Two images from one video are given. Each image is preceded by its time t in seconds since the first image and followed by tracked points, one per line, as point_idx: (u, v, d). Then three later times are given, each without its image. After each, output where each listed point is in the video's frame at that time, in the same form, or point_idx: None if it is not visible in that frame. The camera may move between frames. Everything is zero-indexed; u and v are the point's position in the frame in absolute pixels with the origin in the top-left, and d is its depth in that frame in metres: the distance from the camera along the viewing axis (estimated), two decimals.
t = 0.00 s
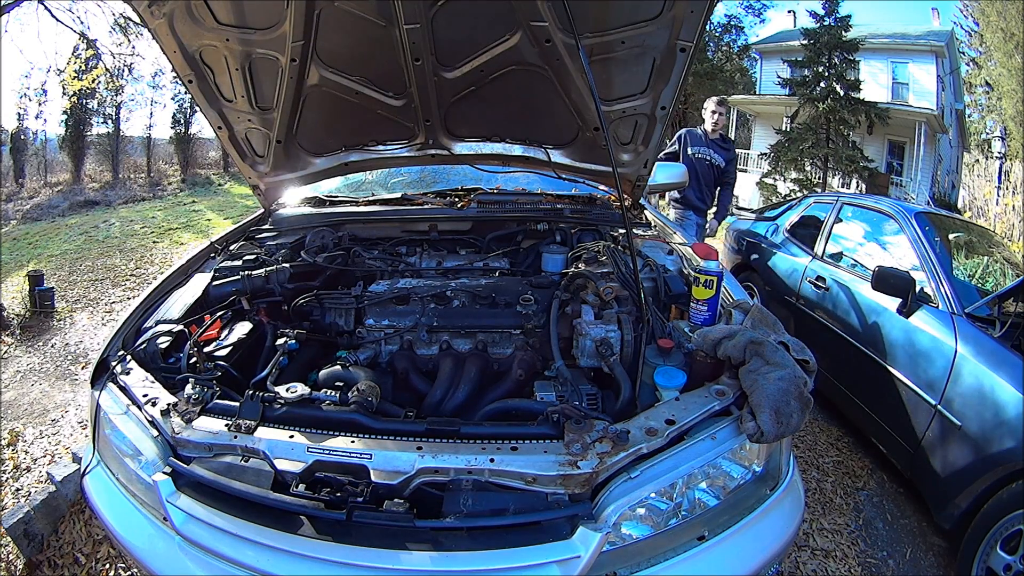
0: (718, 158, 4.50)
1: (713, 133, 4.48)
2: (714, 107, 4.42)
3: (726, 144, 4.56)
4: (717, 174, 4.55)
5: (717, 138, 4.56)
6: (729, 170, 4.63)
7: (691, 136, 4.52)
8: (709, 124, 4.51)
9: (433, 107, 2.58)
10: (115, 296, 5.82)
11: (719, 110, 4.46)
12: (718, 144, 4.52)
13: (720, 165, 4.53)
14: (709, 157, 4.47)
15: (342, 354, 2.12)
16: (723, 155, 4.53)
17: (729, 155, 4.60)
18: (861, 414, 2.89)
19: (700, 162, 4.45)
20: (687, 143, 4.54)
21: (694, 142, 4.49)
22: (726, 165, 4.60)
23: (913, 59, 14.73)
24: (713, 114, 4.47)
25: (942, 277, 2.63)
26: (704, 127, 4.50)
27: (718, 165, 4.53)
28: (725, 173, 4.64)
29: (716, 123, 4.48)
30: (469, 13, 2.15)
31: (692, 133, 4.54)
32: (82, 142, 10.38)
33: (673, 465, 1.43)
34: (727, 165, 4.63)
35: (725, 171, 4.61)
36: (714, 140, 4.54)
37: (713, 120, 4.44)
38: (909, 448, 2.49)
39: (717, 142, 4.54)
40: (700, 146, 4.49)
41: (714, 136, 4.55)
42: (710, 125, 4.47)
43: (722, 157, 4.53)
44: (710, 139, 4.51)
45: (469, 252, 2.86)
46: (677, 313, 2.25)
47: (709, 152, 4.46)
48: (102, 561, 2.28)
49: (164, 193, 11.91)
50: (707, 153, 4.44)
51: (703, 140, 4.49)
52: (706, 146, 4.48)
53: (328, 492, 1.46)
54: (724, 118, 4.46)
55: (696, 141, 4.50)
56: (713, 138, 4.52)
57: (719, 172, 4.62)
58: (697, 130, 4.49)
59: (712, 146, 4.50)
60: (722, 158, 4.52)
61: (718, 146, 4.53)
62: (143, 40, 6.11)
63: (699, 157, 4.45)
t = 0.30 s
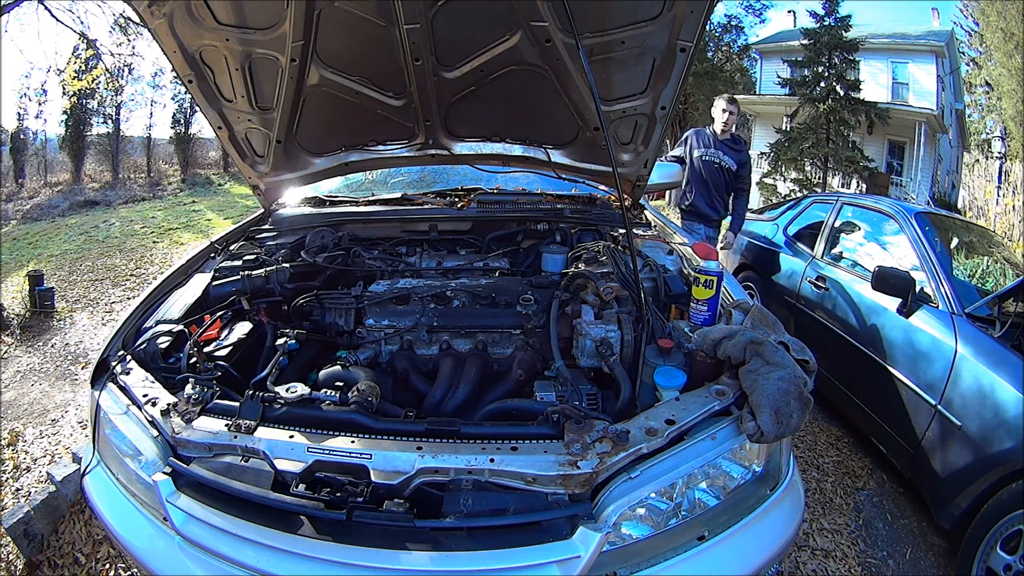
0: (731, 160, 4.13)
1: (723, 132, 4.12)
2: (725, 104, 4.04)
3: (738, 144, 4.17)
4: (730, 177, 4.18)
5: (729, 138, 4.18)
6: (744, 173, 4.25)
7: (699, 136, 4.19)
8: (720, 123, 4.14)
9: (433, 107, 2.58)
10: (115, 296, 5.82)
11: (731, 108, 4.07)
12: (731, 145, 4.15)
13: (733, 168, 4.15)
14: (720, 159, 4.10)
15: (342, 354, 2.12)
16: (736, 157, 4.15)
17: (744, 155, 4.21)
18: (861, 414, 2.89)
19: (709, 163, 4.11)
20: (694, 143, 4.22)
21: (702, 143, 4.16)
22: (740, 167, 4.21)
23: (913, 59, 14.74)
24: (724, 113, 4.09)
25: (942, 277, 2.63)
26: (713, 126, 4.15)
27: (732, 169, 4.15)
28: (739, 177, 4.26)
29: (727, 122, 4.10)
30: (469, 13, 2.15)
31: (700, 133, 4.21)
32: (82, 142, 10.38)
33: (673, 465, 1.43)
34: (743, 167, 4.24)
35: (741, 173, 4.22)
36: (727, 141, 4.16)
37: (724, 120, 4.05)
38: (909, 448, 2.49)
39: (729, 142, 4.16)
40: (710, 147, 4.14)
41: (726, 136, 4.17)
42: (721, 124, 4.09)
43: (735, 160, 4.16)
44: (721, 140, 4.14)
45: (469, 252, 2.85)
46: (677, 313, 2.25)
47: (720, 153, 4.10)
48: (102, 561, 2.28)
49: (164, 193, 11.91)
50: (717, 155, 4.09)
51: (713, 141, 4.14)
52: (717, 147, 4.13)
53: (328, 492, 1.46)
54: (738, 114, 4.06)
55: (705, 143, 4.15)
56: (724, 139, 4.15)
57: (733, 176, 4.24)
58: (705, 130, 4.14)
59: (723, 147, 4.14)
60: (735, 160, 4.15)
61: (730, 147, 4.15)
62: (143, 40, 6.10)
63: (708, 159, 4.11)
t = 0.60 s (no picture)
0: (739, 152, 3.77)
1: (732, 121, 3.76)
2: (733, 89, 3.68)
3: (750, 133, 3.78)
4: (740, 170, 3.82)
5: (739, 127, 3.81)
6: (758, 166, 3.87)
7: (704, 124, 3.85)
8: (729, 110, 3.78)
9: (433, 107, 2.58)
10: (115, 296, 5.82)
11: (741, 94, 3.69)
12: (741, 135, 3.78)
13: (743, 161, 3.78)
14: (726, 151, 3.75)
15: (342, 354, 2.12)
16: (746, 149, 3.79)
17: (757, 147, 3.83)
18: (861, 414, 2.89)
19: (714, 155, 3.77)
20: (699, 133, 3.89)
21: (708, 133, 3.82)
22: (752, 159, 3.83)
23: (913, 59, 14.74)
24: (733, 99, 3.72)
25: (942, 277, 2.63)
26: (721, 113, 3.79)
27: (741, 161, 3.79)
28: (752, 170, 3.88)
29: (736, 109, 3.74)
30: (469, 13, 2.15)
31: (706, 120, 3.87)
32: (82, 142, 10.37)
33: (673, 465, 1.43)
34: (756, 159, 3.86)
35: (754, 166, 3.84)
36: (736, 129, 3.80)
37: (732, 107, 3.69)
38: (909, 448, 2.49)
39: (740, 131, 3.79)
40: (717, 137, 3.79)
41: (736, 125, 3.80)
42: (729, 111, 3.72)
43: (745, 151, 3.79)
44: (730, 128, 3.78)
45: (469, 252, 2.85)
46: (677, 313, 2.25)
47: (727, 145, 3.75)
48: (102, 561, 2.28)
49: (164, 193, 11.90)
50: (723, 146, 3.75)
51: (720, 131, 3.79)
52: (724, 138, 3.77)
53: (328, 492, 1.46)
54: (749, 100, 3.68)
55: (711, 132, 3.80)
56: (734, 127, 3.79)
57: (745, 168, 3.86)
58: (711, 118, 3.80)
59: (731, 137, 3.77)
60: (745, 151, 3.78)
61: (741, 136, 3.79)
62: (143, 40, 6.09)
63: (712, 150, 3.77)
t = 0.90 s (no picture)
0: (758, 160, 3.41)
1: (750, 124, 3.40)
2: (753, 88, 3.32)
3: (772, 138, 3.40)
4: (757, 180, 3.46)
5: (761, 131, 3.44)
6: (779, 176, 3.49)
7: (722, 127, 3.51)
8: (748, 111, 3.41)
9: (433, 107, 2.58)
10: (115, 296, 5.81)
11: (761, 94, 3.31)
12: (762, 140, 3.41)
13: (761, 170, 3.43)
14: (742, 158, 3.41)
15: (342, 354, 2.12)
16: (766, 157, 3.43)
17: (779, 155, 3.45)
18: (861, 414, 2.89)
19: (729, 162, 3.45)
20: (715, 136, 3.56)
21: (723, 136, 3.49)
22: (773, 168, 3.46)
23: (913, 59, 14.73)
24: (752, 99, 3.35)
25: (942, 277, 2.63)
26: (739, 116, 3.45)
27: (759, 170, 3.44)
28: (774, 181, 3.51)
29: (757, 111, 3.37)
30: (469, 13, 2.15)
31: (724, 121, 3.52)
32: (82, 142, 10.37)
33: (673, 465, 1.43)
34: (778, 168, 3.48)
35: (775, 176, 3.47)
36: (757, 134, 3.43)
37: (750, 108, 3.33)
38: (909, 448, 2.49)
39: (761, 136, 3.43)
40: (734, 141, 3.45)
41: (757, 128, 3.44)
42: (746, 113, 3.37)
43: (765, 159, 3.43)
44: (749, 133, 3.43)
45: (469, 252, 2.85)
46: (677, 313, 2.25)
47: (744, 151, 3.41)
48: (102, 561, 2.28)
49: (164, 193, 11.90)
50: (739, 152, 3.41)
51: (738, 134, 3.44)
52: (741, 143, 3.42)
53: (328, 492, 1.46)
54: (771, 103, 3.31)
55: (728, 136, 3.47)
56: (754, 131, 3.42)
57: (765, 178, 3.50)
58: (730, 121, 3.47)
59: (750, 142, 3.42)
60: (764, 159, 3.42)
61: (762, 142, 3.42)
62: (143, 40, 6.09)
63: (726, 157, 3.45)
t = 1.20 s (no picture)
0: (792, 150, 3.01)
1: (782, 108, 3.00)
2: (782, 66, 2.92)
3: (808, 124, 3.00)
4: (793, 174, 3.05)
5: (794, 116, 3.04)
6: (818, 169, 3.08)
7: (749, 112, 3.10)
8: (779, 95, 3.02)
9: (433, 107, 2.58)
10: (115, 296, 5.81)
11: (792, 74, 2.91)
12: (796, 126, 3.01)
13: (797, 161, 3.02)
14: (775, 147, 3.01)
15: (342, 354, 2.12)
16: (802, 145, 3.02)
17: (818, 143, 3.05)
18: (861, 415, 2.89)
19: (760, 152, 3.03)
20: (740, 122, 3.14)
21: (752, 123, 3.08)
22: (810, 159, 3.06)
23: (913, 59, 14.73)
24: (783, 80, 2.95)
25: (942, 277, 2.63)
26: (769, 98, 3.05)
27: (796, 162, 3.03)
28: (810, 175, 3.11)
29: (788, 93, 2.98)
30: (469, 13, 2.16)
31: (752, 106, 3.11)
32: (82, 142, 10.36)
33: (673, 466, 1.43)
34: (816, 158, 3.06)
35: (812, 169, 3.07)
36: (790, 119, 3.02)
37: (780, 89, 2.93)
38: (909, 449, 2.49)
39: (795, 121, 3.03)
40: (764, 129, 3.04)
41: (789, 113, 3.04)
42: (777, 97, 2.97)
43: (801, 148, 3.02)
44: (780, 118, 3.02)
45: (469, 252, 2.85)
46: (677, 313, 2.25)
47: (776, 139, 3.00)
48: (102, 561, 2.28)
49: (164, 193, 11.90)
50: (770, 140, 3.01)
51: (768, 120, 3.03)
52: (773, 130, 3.01)
53: (328, 492, 1.46)
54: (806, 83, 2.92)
55: (756, 124, 3.06)
56: (786, 116, 3.02)
57: (801, 172, 3.10)
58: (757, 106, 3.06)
59: (783, 129, 3.01)
60: (800, 149, 3.02)
61: (796, 129, 3.01)
62: (144, 40, 6.10)
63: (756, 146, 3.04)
